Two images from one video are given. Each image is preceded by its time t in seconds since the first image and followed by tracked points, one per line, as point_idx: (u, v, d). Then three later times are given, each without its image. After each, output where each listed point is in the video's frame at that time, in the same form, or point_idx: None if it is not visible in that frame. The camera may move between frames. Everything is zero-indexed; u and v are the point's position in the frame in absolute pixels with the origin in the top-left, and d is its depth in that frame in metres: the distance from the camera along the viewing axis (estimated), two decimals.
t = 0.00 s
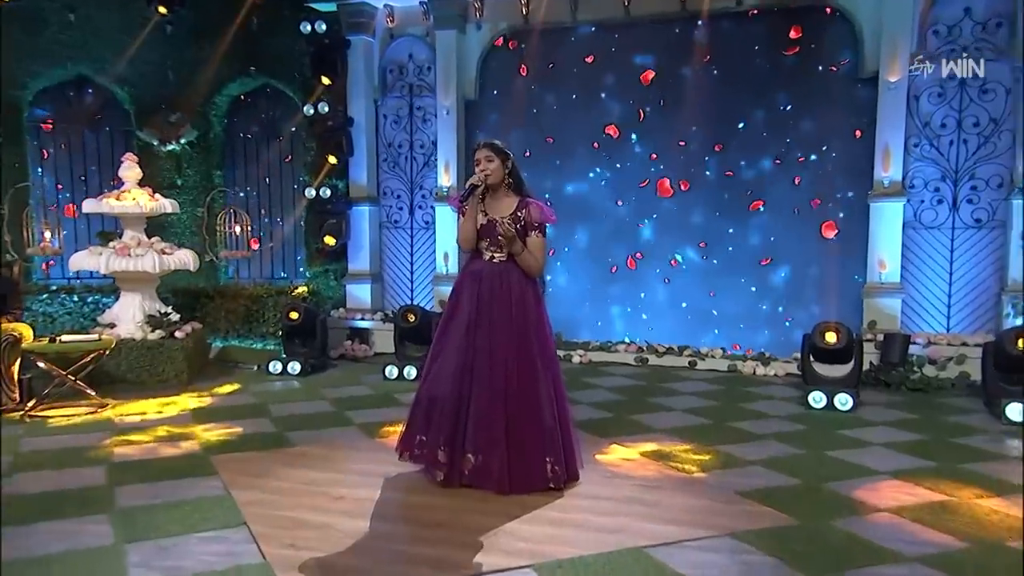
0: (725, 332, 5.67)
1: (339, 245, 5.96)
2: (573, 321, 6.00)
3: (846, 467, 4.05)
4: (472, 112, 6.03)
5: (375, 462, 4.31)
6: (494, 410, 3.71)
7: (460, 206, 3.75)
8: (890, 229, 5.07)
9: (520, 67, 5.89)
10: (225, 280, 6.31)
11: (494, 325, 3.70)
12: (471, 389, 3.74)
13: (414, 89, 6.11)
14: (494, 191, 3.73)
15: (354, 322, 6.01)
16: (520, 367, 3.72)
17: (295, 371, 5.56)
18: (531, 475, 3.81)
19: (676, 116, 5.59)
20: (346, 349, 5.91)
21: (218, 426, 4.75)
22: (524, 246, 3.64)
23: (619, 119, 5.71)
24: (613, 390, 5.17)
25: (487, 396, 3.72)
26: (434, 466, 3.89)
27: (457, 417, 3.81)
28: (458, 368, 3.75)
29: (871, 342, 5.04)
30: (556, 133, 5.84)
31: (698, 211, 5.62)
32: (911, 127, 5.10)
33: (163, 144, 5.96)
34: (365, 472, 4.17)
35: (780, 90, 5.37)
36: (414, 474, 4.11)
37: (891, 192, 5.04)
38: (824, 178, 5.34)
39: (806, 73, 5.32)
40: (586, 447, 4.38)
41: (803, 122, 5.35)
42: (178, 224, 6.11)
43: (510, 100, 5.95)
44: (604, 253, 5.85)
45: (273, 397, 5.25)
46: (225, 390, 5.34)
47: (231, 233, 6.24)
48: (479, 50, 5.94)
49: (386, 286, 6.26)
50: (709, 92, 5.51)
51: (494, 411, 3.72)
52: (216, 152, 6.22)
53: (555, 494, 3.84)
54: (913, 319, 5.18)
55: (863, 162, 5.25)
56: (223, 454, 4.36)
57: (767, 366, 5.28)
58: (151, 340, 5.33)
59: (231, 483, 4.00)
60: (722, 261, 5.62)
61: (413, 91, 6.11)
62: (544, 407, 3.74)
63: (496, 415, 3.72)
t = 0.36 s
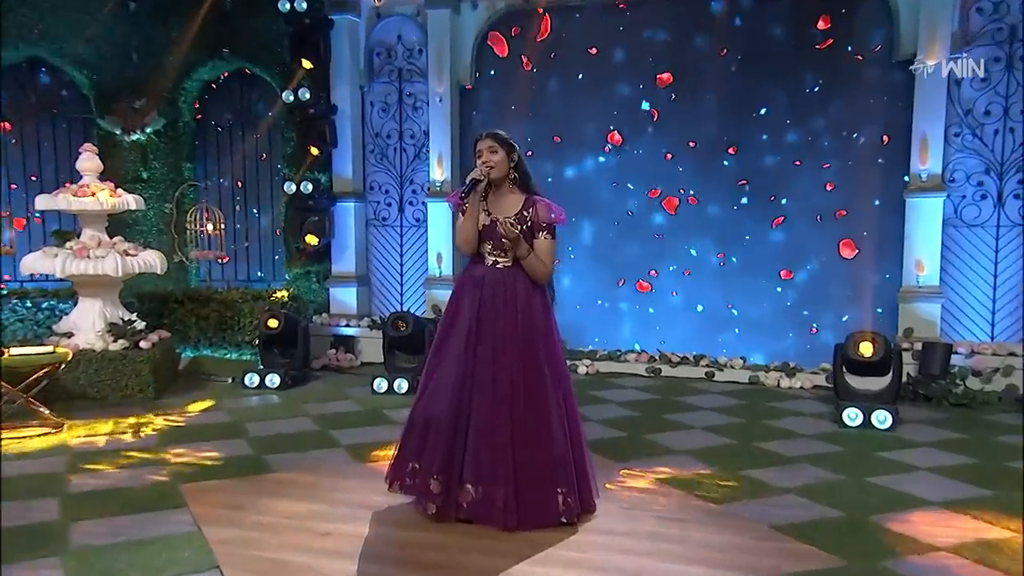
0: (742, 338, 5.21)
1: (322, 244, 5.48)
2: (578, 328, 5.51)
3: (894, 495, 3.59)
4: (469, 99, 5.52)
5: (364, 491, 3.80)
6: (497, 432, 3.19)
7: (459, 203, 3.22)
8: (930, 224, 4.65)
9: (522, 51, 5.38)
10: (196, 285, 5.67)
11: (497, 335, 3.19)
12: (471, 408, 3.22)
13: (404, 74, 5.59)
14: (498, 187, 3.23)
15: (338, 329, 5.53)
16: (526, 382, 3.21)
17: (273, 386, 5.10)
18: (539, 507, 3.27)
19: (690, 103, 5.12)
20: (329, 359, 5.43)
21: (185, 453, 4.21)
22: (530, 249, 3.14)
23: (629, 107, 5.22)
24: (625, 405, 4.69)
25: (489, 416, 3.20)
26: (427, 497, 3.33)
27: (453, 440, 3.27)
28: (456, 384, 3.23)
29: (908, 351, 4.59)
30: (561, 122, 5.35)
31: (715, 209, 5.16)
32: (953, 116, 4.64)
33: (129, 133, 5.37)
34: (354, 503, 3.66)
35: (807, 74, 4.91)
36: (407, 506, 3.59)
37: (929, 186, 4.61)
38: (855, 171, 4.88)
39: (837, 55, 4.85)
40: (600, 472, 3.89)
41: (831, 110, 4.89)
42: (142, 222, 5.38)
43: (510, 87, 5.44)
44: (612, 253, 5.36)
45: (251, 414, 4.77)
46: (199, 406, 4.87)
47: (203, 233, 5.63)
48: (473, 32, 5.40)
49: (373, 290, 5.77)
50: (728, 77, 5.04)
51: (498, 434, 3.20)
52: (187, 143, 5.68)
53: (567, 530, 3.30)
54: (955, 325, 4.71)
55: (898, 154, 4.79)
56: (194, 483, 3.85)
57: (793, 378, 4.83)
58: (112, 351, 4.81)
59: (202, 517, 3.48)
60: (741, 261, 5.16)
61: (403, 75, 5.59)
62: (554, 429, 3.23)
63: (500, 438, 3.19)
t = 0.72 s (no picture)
0: (755, 345, 4.77)
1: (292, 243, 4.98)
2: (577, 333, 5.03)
3: (945, 525, 3.13)
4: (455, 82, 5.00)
5: (343, 526, 3.23)
6: (498, 467, 2.55)
7: (449, 201, 2.59)
8: (962, 221, 4.23)
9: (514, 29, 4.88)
10: (153, 288, 5.05)
11: (496, 349, 2.56)
12: (465, 430, 2.57)
13: (383, 54, 5.07)
14: (491, 183, 2.59)
15: (311, 336, 5.04)
16: (531, 406, 2.57)
17: (239, 400, 4.60)
18: (544, 550, 2.61)
19: (700, 87, 4.67)
20: (302, 369, 4.94)
21: (141, 483, 3.63)
22: (529, 253, 2.51)
23: (632, 91, 4.76)
24: (632, 422, 4.24)
25: (488, 448, 2.55)
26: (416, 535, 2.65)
27: (443, 478, 2.59)
28: (446, 411, 2.57)
29: (943, 360, 4.17)
30: (558, 107, 4.86)
31: (727, 202, 4.71)
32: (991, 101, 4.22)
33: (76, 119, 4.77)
34: (334, 540, 3.08)
35: (828, 55, 4.47)
36: (392, 541, 3.01)
37: (965, 178, 4.19)
38: (879, 161, 4.46)
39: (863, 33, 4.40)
40: (609, 501, 3.38)
41: (855, 94, 4.46)
42: (92, 217, 4.80)
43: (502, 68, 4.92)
44: (612, 251, 4.90)
45: (216, 433, 4.26)
46: (159, 424, 4.35)
47: (161, 228, 5.07)
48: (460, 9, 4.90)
49: (349, 292, 5.25)
50: (742, 59, 4.59)
51: (497, 468, 2.55)
52: (145, 130, 5.13)
53: (576, 572, 2.68)
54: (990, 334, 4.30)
55: (928, 143, 4.37)
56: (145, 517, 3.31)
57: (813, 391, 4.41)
58: (56, 364, 4.21)
59: (154, 560, 2.91)
60: (753, 261, 4.72)
61: (382, 56, 5.08)
62: (565, 464, 2.58)
63: (501, 477, 2.55)
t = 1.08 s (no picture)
0: (768, 352, 4.37)
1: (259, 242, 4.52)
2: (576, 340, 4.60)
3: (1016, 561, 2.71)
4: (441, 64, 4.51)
5: (319, 568, 2.75)
6: (500, 514, 2.05)
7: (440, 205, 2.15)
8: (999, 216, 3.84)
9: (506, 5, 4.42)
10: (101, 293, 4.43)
11: (499, 368, 2.08)
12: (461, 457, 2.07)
13: (359, 33, 4.58)
14: (489, 183, 2.12)
15: (281, 344, 4.61)
16: (540, 432, 2.09)
17: (199, 417, 4.12)
18: None
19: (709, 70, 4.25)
20: (270, 382, 4.51)
21: (94, 516, 3.12)
22: (536, 256, 2.06)
23: (635, 74, 4.34)
24: (637, 441, 3.82)
25: (489, 489, 2.06)
26: None
27: (436, 518, 2.09)
28: (438, 443, 2.08)
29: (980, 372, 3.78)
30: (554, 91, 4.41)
31: (741, 195, 4.31)
32: None
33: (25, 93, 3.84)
34: None
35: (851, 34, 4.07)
36: None
37: (1003, 172, 3.81)
38: (908, 152, 4.06)
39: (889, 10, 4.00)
40: (625, 535, 2.93)
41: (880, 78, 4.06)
42: (33, 213, 3.97)
43: (492, 46, 4.47)
44: (613, 250, 4.47)
45: (174, 455, 3.78)
46: (108, 445, 3.84)
47: (110, 227, 4.43)
48: None
49: (323, 296, 4.78)
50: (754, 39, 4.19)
51: (500, 514, 2.05)
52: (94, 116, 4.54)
53: None
54: None
55: (961, 130, 3.97)
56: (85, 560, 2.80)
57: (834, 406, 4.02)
58: None
59: None
60: (767, 260, 4.32)
61: (357, 35, 4.59)
62: (581, 511, 2.10)
63: (502, 525, 2.05)
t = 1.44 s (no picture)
0: (783, 358, 4.01)
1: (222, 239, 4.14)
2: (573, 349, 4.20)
3: None
4: (425, 40, 4.08)
5: None
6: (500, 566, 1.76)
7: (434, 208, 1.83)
8: None
9: None
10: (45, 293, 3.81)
11: (505, 397, 1.77)
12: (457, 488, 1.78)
13: (332, 9, 4.14)
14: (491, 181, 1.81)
15: (247, 353, 4.19)
16: (550, 463, 1.78)
17: (155, 435, 3.69)
18: None
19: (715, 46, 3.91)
20: (235, 395, 4.10)
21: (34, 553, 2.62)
22: (557, 255, 1.72)
23: (637, 54, 3.97)
24: (645, 460, 3.44)
25: (490, 533, 1.76)
26: None
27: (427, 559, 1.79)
28: (431, 483, 1.77)
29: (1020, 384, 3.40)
30: (548, 71, 4.01)
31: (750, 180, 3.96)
32: None
33: None
34: None
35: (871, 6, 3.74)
36: None
37: None
38: (936, 138, 3.72)
39: None
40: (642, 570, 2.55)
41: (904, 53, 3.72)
42: None
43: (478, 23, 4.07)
44: (613, 250, 4.09)
45: (127, 476, 3.34)
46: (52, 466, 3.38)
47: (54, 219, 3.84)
48: None
49: (293, 301, 4.36)
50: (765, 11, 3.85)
51: (502, 563, 1.76)
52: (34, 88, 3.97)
53: None
54: None
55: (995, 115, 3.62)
56: None
57: (856, 420, 3.71)
58: None
59: None
60: (781, 255, 3.98)
61: (330, 11, 4.14)
62: (600, 562, 1.80)
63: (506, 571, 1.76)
